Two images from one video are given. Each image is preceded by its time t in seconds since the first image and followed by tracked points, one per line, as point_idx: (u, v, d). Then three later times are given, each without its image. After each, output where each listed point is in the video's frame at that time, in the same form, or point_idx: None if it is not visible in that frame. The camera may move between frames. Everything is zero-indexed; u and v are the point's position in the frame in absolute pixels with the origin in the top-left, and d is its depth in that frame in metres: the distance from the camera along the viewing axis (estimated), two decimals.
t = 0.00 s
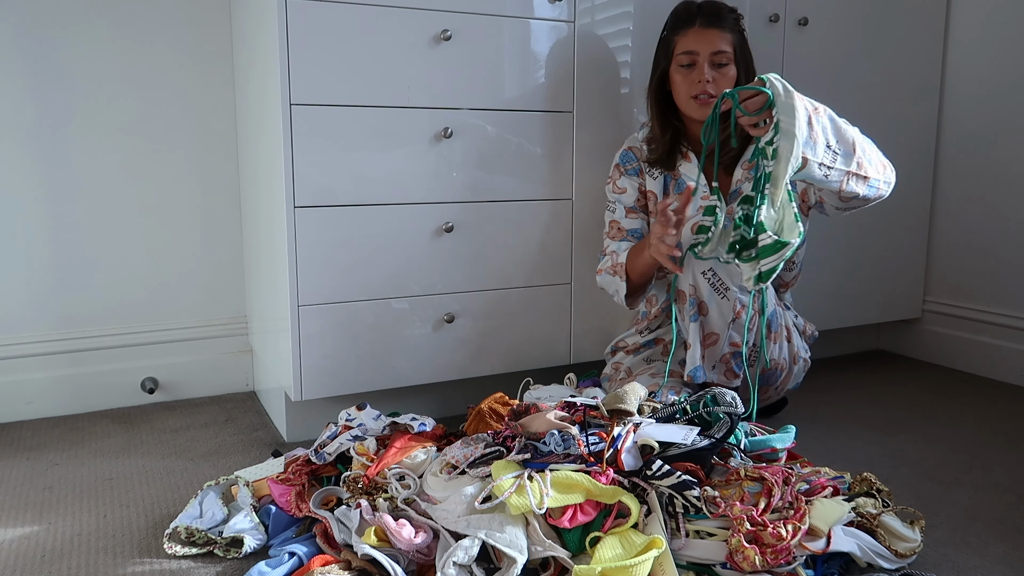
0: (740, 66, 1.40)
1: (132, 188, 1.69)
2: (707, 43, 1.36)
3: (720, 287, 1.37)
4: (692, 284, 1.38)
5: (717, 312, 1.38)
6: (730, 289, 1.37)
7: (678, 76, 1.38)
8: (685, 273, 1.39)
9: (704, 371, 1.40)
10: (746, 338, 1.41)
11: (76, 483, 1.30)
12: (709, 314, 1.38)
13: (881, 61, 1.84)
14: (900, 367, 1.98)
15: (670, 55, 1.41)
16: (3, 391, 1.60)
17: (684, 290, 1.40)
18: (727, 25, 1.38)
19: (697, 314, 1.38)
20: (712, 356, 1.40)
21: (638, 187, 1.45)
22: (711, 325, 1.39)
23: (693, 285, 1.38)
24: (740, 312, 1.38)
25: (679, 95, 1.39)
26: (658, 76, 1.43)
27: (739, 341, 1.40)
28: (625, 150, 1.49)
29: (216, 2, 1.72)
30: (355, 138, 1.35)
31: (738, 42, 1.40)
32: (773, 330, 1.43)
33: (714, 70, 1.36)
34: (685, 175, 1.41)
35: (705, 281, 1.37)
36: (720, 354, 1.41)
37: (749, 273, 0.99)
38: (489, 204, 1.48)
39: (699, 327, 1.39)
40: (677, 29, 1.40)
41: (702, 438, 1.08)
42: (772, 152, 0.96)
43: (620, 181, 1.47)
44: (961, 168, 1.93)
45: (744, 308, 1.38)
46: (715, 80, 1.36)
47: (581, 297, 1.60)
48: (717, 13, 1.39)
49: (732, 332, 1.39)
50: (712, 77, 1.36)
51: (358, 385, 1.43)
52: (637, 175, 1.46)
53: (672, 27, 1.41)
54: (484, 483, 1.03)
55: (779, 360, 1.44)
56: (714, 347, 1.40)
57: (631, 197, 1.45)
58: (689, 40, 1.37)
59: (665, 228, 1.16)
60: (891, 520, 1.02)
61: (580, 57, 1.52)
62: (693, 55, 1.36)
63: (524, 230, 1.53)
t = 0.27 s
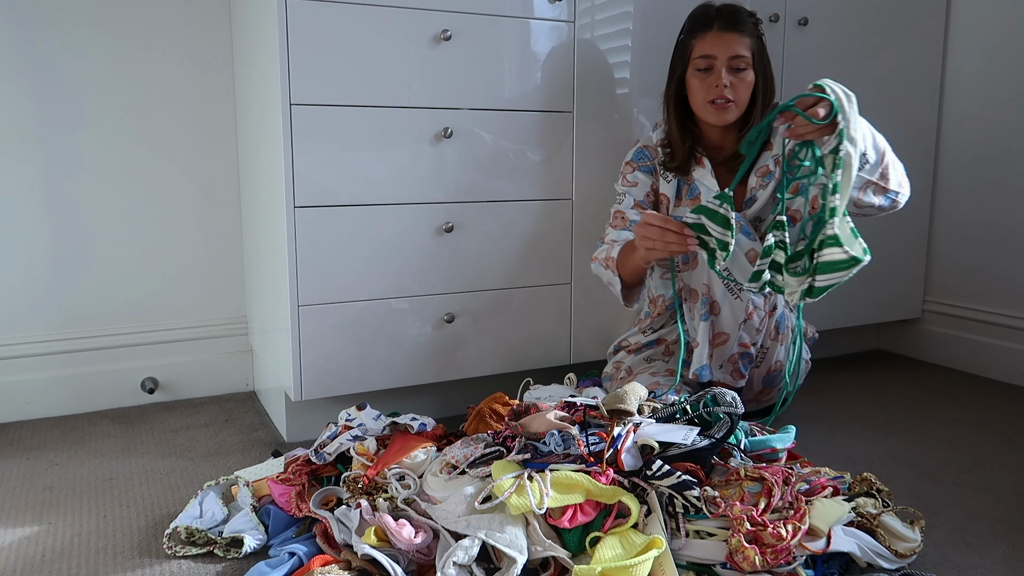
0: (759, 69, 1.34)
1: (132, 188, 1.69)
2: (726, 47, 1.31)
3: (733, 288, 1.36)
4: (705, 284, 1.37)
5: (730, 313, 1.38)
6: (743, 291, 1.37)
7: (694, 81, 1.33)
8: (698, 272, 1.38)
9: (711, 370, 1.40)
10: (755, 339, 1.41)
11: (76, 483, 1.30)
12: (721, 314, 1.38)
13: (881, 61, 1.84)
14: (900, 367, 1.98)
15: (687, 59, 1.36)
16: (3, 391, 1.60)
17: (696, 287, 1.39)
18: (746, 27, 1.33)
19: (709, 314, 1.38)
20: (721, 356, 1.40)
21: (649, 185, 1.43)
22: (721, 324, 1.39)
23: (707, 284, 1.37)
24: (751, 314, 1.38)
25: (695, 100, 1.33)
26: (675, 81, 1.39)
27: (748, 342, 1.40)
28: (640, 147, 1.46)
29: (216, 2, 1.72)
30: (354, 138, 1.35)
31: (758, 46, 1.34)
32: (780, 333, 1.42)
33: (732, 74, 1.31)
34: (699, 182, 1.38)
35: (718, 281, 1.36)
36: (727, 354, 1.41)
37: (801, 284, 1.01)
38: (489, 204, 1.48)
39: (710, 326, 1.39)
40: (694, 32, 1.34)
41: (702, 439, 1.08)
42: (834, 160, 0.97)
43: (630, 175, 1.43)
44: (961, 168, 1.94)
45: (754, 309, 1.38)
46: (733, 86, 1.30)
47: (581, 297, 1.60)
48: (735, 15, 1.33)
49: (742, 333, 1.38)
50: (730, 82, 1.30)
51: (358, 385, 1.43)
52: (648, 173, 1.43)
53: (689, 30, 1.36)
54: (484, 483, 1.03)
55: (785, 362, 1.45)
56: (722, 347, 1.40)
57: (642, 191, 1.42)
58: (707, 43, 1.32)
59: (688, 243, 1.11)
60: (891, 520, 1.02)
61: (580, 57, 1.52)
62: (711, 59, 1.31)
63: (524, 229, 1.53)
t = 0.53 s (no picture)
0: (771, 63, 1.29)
1: (132, 188, 1.69)
2: (737, 42, 1.26)
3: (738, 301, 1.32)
4: (709, 295, 1.33)
5: (733, 324, 1.34)
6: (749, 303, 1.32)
7: (704, 77, 1.29)
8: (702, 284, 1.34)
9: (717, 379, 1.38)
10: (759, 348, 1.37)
11: (76, 483, 1.30)
12: (725, 325, 1.34)
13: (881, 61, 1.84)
14: (900, 367, 1.98)
15: (696, 54, 1.32)
16: (3, 391, 1.60)
17: (702, 298, 1.35)
18: (758, 21, 1.28)
19: (714, 325, 1.34)
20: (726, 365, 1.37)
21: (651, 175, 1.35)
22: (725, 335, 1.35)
23: (711, 295, 1.33)
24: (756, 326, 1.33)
25: (705, 97, 1.29)
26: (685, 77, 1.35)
27: (752, 352, 1.36)
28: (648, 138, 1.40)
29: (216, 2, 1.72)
30: (354, 138, 1.35)
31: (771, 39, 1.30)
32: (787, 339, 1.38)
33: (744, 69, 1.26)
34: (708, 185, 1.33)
35: (723, 294, 1.32)
36: (731, 362, 1.38)
37: (903, 257, 0.95)
38: (489, 204, 1.48)
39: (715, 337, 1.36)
40: (704, 27, 1.30)
41: (702, 439, 1.08)
42: (881, 119, 0.92)
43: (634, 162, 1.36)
44: (961, 168, 1.94)
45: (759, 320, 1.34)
46: (744, 81, 1.26)
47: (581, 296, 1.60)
48: (746, 8, 1.28)
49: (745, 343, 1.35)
50: (741, 77, 1.26)
51: (358, 385, 1.43)
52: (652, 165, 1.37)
53: (699, 25, 1.32)
54: (484, 484, 1.03)
55: (791, 366, 1.42)
56: (726, 355, 1.37)
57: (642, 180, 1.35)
58: (717, 38, 1.28)
59: (637, 208, 1.06)
60: (891, 520, 1.02)
61: (580, 57, 1.52)
62: (722, 54, 1.27)
63: (524, 229, 1.53)
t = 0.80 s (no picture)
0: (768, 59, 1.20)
1: (132, 188, 1.69)
2: (732, 35, 1.17)
3: (724, 322, 1.28)
4: (695, 316, 1.31)
5: (721, 343, 1.31)
6: (736, 325, 1.29)
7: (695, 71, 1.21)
8: (689, 304, 1.31)
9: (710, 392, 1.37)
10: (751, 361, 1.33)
11: (76, 483, 1.30)
12: (713, 343, 1.31)
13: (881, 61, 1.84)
14: (901, 367, 1.98)
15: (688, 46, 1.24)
16: (3, 391, 1.60)
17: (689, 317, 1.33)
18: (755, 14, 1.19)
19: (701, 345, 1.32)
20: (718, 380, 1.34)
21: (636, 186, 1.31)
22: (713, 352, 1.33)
23: (697, 316, 1.30)
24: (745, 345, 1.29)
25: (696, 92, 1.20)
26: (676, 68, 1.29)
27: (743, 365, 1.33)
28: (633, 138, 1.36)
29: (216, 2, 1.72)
30: (354, 138, 1.35)
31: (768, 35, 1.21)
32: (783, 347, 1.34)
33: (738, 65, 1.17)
34: (699, 188, 1.31)
35: (709, 316, 1.29)
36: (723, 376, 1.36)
37: (886, 206, 0.82)
38: (489, 205, 1.48)
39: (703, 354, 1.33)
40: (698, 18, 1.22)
41: (702, 439, 1.08)
42: (899, 62, 0.80)
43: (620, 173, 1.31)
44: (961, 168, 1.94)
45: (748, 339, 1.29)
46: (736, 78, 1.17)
47: (581, 296, 1.60)
48: None
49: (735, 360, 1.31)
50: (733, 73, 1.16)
51: (358, 385, 1.43)
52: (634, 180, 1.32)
53: (693, 16, 1.24)
54: (484, 484, 1.03)
55: (792, 369, 1.38)
56: (717, 370, 1.35)
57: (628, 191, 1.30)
58: (710, 30, 1.19)
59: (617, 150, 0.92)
60: (891, 520, 1.02)
61: (580, 57, 1.52)
62: (714, 47, 1.18)
63: (524, 229, 1.53)
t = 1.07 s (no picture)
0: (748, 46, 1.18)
1: (132, 188, 1.69)
2: (711, 22, 1.15)
3: (728, 330, 1.26)
4: (699, 326, 1.30)
5: (728, 350, 1.28)
6: (739, 331, 1.26)
7: (675, 59, 1.19)
8: (693, 313, 1.30)
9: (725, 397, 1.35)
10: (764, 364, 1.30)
11: (76, 483, 1.30)
12: (721, 351, 1.29)
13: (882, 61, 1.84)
14: (901, 367, 1.98)
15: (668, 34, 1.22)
16: (3, 391, 1.60)
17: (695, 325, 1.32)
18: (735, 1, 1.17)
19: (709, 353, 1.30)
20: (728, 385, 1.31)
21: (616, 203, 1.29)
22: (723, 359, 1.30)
23: (702, 325, 1.29)
24: (752, 350, 1.27)
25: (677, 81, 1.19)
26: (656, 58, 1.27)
27: (756, 368, 1.30)
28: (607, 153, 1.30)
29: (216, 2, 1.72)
30: (354, 138, 1.35)
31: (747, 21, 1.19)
32: (800, 340, 1.32)
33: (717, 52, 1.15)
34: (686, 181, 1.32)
35: (712, 325, 1.27)
36: (736, 381, 1.33)
37: (870, 220, 0.87)
38: (489, 205, 1.48)
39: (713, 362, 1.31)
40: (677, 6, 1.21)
41: (702, 439, 1.08)
42: (864, 69, 0.86)
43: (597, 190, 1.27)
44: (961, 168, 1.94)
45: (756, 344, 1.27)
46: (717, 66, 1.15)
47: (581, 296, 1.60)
48: None
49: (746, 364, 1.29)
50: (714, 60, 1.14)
51: (358, 386, 1.43)
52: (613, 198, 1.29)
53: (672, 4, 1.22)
54: (484, 484, 1.03)
55: (816, 360, 1.35)
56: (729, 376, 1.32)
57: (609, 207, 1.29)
58: (690, 17, 1.17)
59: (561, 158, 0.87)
60: (891, 521, 1.02)
61: (580, 57, 1.52)
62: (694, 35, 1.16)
63: (524, 229, 1.52)
